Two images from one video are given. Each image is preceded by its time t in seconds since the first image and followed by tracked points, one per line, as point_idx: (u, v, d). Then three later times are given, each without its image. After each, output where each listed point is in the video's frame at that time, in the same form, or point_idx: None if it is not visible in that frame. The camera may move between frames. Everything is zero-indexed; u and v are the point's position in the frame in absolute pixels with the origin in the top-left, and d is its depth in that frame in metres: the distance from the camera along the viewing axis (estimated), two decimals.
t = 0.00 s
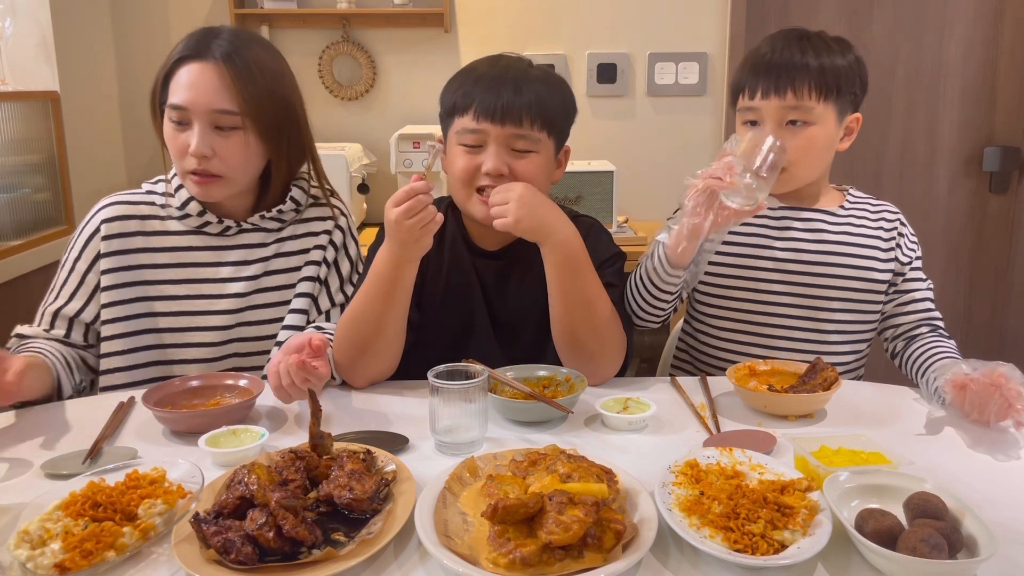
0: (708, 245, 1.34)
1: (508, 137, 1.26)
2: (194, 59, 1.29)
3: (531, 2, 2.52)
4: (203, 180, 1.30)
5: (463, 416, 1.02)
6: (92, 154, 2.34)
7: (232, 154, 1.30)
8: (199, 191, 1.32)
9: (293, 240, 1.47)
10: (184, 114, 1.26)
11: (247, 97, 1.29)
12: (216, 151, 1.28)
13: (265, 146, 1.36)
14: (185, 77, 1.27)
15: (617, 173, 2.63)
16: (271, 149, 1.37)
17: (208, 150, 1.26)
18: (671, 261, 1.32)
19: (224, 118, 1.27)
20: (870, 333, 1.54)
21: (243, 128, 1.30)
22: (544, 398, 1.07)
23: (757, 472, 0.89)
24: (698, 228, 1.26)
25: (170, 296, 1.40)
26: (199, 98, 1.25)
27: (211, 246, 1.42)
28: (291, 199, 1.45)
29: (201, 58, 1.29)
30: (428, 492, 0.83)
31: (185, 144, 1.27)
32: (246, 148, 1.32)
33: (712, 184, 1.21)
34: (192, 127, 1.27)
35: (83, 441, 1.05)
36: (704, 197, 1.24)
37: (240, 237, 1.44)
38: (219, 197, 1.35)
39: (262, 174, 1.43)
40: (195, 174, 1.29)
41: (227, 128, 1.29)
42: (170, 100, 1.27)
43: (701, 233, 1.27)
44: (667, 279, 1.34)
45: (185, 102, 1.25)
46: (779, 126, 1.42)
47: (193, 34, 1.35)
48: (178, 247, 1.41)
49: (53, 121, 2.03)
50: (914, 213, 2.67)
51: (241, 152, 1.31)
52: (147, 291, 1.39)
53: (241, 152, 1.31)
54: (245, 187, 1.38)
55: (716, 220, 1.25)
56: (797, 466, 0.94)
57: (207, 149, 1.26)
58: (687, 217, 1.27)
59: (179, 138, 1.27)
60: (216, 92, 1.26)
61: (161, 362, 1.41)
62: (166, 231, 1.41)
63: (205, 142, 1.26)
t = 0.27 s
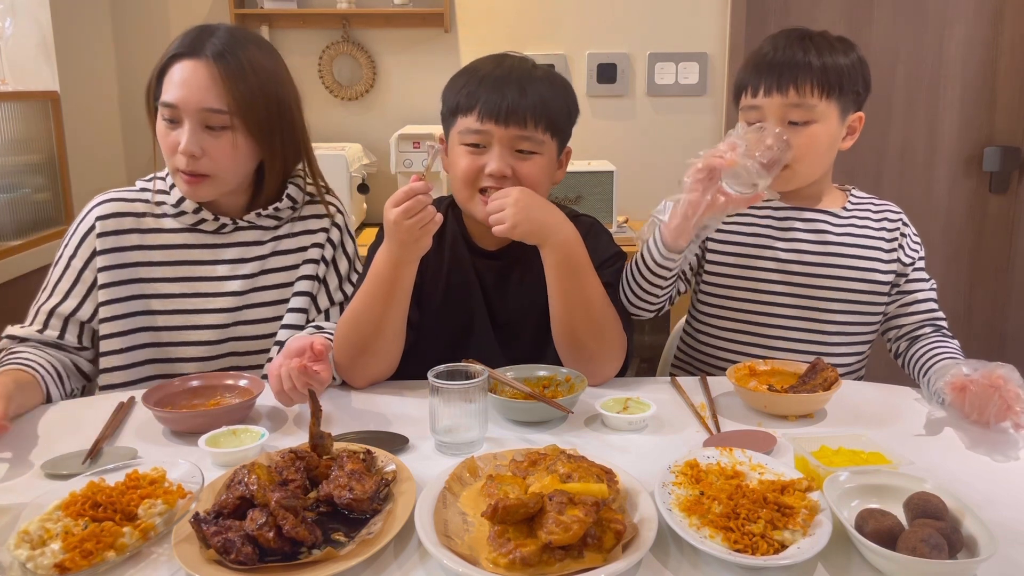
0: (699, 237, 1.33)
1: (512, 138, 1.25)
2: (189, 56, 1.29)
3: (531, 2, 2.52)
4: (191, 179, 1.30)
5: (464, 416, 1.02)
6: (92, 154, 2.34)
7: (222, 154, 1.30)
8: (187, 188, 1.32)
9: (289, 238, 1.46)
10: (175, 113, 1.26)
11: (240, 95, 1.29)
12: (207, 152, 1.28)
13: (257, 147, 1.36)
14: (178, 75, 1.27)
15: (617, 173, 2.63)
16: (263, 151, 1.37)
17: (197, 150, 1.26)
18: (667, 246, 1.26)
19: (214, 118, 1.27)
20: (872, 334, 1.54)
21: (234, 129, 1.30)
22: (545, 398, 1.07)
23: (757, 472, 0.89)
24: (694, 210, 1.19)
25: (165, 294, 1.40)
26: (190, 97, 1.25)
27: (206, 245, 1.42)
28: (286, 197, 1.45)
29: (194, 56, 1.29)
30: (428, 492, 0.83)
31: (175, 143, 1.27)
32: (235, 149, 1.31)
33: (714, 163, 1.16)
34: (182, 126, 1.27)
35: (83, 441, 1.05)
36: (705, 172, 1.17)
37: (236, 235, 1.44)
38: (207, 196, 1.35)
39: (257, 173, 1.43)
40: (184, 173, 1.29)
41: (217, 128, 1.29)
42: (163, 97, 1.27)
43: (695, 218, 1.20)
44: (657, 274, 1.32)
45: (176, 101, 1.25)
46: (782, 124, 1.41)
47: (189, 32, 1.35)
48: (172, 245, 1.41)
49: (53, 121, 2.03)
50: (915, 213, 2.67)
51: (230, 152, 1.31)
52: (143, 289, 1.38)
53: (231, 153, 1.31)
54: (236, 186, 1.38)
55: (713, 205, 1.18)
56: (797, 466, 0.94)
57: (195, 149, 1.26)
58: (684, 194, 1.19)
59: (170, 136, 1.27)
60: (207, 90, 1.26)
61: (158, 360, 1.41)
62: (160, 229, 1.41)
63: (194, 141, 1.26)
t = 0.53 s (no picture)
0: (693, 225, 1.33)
1: (515, 137, 1.26)
2: (214, 46, 1.31)
3: (531, 2, 2.52)
4: (205, 161, 1.28)
5: (463, 416, 1.02)
6: (93, 154, 2.34)
7: (241, 141, 1.31)
8: (195, 170, 1.30)
9: (280, 239, 1.46)
10: (203, 94, 1.26)
11: (263, 86, 1.31)
12: (228, 136, 1.28)
13: (274, 140, 1.37)
14: (201, 64, 1.28)
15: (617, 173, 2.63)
16: (278, 145, 1.39)
17: (222, 133, 1.27)
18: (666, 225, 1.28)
19: (244, 106, 1.29)
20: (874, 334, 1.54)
21: (258, 119, 1.32)
22: (544, 398, 1.07)
23: (757, 472, 0.89)
24: (690, 189, 1.21)
25: (155, 295, 1.39)
26: (223, 81, 1.26)
27: (196, 245, 1.41)
28: (277, 199, 1.44)
29: (220, 46, 1.31)
30: (428, 492, 0.83)
31: (198, 123, 1.26)
32: (255, 138, 1.33)
33: (715, 142, 1.17)
34: (209, 107, 1.27)
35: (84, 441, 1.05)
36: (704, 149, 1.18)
37: (226, 234, 1.43)
38: (212, 180, 1.33)
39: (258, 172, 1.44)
40: (198, 154, 1.28)
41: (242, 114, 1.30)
42: (187, 80, 1.28)
43: (689, 197, 1.22)
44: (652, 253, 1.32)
45: (208, 83, 1.26)
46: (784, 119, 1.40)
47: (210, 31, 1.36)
48: (160, 246, 1.39)
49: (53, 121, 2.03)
50: (915, 212, 2.66)
51: (250, 140, 1.32)
52: (134, 290, 1.37)
53: (250, 141, 1.32)
54: (240, 176, 1.37)
55: (711, 183, 1.19)
56: (797, 466, 0.94)
57: (221, 132, 1.27)
58: (682, 170, 1.20)
59: (191, 117, 1.26)
60: (237, 77, 1.28)
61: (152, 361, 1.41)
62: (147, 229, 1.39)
63: (220, 125, 1.26)
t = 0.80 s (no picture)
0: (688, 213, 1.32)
1: (517, 136, 1.25)
2: (197, 39, 1.33)
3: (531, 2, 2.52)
4: (205, 149, 1.28)
5: (463, 416, 1.02)
6: (93, 154, 2.34)
7: (237, 122, 1.31)
8: (198, 162, 1.29)
9: (280, 239, 1.46)
10: (190, 82, 1.28)
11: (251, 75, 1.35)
12: (223, 118, 1.29)
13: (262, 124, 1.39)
14: (184, 57, 1.30)
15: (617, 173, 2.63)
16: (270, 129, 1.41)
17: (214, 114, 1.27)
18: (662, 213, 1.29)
19: (230, 88, 1.31)
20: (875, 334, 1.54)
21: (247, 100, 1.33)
22: (544, 398, 1.07)
23: (757, 472, 0.89)
24: (688, 175, 1.22)
25: (157, 296, 1.39)
26: (206, 68, 1.29)
27: (196, 245, 1.41)
28: (275, 196, 1.45)
29: (203, 39, 1.33)
30: (428, 492, 0.83)
31: (190, 112, 1.27)
32: (248, 118, 1.33)
33: (715, 127, 1.18)
34: (197, 95, 1.28)
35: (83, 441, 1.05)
36: (704, 133, 1.19)
37: (225, 234, 1.43)
38: (214, 168, 1.31)
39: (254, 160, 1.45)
40: (197, 143, 1.27)
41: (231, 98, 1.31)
42: (172, 74, 1.29)
43: (686, 183, 1.23)
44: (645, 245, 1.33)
45: (190, 71, 1.28)
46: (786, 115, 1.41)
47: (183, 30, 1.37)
48: (160, 247, 1.39)
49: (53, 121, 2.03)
50: (915, 212, 2.66)
51: (244, 121, 1.32)
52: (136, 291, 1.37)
53: (244, 122, 1.32)
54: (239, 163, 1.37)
55: (709, 168, 1.20)
56: (797, 466, 0.94)
57: (213, 114, 1.27)
58: (682, 154, 1.21)
59: (183, 107, 1.27)
60: (219, 65, 1.30)
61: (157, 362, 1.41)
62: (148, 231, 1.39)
63: (211, 108, 1.27)
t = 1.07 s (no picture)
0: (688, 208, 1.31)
1: (516, 134, 1.25)
2: (184, 41, 1.32)
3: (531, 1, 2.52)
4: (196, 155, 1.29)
5: (463, 417, 1.02)
6: (93, 154, 2.34)
7: (227, 125, 1.31)
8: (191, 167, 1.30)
9: (277, 239, 1.46)
10: (178, 88, 1.28)
11: (242, 73, 1.34)
12: (211, 122, 1.28)
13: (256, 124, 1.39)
14: (173, 59, 1.29)
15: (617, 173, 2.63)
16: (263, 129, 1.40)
17: (203, 120, 1.27)
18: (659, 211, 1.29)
19: (219, 91, 1.30)
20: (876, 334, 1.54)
21: (238, 102, 1.33)
22: (544, 398, 1.07)
23: (757, 472, 0.89)
24: (686, 173, 1.23)
25: (156, 293, 1.39)
26: (193, 72, 1.28)
27: (193, 244, 1.41)
28: (272, 196, 1.44)
29: (189, 40, 1.32)
30: (428, 492, 0.83)
31: (178, 118, 1.27)
32: (240, 121, 1.33)
33: (715, 125, 1.19)
34: (185, 100, 1.28)
35: (83, 441, 1.05)
36: (703, 132, 1.20)
37: (222, 234, 1.43)
38: (210, 176, 1.34)
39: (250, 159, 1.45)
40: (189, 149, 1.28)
41: (221, 100, 1.31)
42: (160, 78, 1.29)
43: (684, 179, 1.24)
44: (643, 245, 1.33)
45: (178, 76, 1.27)
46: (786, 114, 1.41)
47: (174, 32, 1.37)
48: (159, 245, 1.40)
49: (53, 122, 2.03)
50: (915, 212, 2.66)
51: (234, 124, 1.32)
52: (135, 287, 1.37)
53: (234, 125, 1.32)
54: (233, 168, 1.37)
55: (708, 165, 1.21)
56: (797, 466, 0.94)
57: (202, 119, 1.27)
58: (681, 149, 1.21)
59: (172, 113, 1.27)
60: (208, 66, 1.29)
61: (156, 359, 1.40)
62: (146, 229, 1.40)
63: (200, 113, 1.27)
